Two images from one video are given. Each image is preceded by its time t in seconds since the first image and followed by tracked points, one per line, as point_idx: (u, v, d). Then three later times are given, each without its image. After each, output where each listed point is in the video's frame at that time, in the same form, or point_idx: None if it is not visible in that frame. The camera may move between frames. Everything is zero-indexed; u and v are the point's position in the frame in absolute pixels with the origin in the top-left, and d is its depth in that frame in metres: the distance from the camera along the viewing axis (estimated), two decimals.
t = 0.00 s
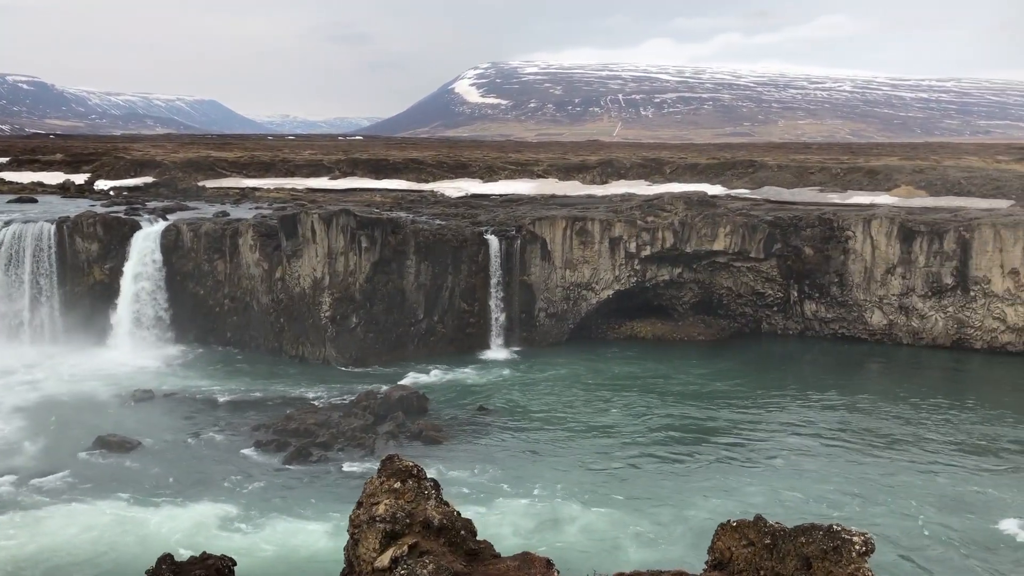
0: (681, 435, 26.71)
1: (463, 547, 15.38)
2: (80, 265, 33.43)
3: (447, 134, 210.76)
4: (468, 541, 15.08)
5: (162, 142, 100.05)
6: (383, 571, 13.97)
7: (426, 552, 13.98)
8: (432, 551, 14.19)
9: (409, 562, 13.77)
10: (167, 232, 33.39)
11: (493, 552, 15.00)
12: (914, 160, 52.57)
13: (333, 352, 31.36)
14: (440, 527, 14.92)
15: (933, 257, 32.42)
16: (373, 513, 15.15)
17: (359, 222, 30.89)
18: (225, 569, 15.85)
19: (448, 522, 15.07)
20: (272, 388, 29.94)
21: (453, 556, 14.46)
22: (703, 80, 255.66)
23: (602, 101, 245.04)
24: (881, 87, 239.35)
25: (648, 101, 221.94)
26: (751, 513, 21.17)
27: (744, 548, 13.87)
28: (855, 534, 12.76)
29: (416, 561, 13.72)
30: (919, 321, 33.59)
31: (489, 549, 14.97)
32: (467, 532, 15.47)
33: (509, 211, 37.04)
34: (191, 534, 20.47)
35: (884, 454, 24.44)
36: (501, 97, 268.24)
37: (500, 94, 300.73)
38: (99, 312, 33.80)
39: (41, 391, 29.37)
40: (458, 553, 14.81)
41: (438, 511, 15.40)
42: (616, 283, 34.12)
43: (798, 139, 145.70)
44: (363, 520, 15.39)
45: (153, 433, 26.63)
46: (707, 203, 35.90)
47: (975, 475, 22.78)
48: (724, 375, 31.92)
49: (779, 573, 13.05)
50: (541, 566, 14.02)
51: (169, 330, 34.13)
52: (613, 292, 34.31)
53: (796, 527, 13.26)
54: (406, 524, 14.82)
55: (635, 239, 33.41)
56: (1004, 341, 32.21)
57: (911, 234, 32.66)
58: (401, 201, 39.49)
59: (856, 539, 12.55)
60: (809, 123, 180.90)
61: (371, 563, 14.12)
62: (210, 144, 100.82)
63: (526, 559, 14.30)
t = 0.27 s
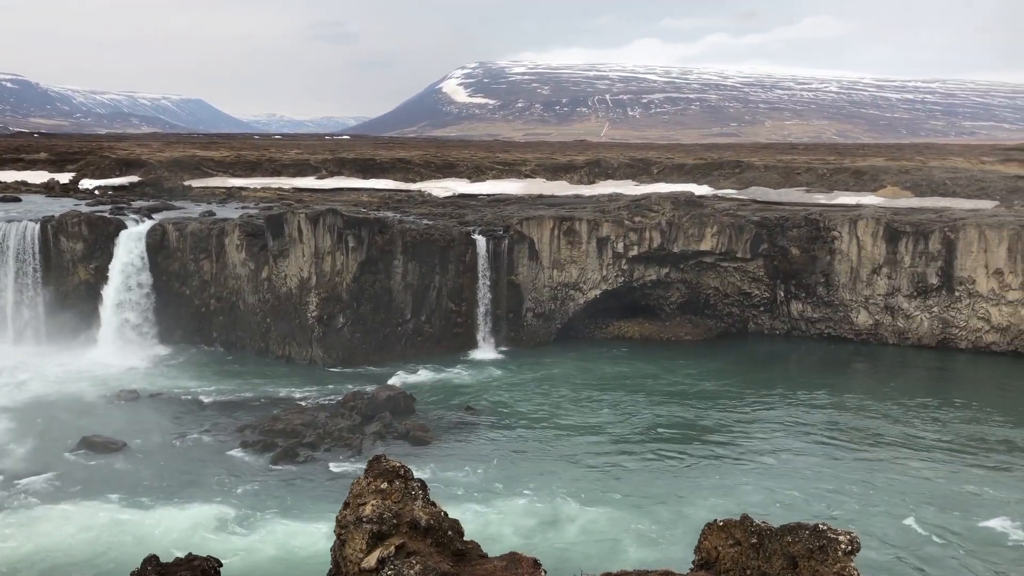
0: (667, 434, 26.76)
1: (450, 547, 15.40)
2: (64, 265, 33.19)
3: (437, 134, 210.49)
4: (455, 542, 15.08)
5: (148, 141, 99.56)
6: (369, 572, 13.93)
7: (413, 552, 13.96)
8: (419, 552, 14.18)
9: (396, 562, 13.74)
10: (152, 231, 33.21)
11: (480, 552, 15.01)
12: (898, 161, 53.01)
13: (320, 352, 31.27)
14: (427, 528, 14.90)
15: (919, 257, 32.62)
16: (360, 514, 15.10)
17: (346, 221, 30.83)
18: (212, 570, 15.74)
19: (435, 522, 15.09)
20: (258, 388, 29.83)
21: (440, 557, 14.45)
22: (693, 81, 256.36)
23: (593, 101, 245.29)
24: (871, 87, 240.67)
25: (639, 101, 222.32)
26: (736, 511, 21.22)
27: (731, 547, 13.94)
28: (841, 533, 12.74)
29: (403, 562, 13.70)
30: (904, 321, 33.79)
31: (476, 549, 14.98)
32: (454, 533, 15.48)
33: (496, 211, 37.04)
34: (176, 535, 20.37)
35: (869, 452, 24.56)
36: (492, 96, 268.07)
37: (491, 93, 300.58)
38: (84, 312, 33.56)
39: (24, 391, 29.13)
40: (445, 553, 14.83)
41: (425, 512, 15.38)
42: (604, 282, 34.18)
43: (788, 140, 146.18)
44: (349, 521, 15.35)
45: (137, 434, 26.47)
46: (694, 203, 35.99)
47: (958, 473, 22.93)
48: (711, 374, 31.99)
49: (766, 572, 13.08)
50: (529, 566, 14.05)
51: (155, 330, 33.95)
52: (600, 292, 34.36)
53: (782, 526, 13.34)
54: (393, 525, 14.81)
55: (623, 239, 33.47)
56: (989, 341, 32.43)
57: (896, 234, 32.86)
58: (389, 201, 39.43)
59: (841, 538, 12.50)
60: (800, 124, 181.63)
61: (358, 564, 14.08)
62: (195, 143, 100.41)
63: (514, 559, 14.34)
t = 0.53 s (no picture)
0: (664, 434, 26.75)
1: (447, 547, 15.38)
2: (61, 265, 33.12)
3: (434, 134, 210.33)
4: (452, 541, 15.05)
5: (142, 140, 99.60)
6: (367, 571, 13.91)
7: (411, 552, 13.93)
8: (416, 551, 14.14)
9: (394, 562, 13.72)
10: (149, 231, 33.17)
11: (477, 552, 14.98)
12: (895, 161, 53.11)
13: (317, 351, 31.23)
14: (424, 527, 14.88)
15: (915, 257, 32.65)
16: (358, 513, 15.07)
17: (343, 220, 30.78)
18: (208, 571, 15.74)
19: (432, 521, 15.07)
20: (255, 388, 29.81)
21: (437, 556, 14.42)
22: (691, 82, 256.49)
23: (591, 101, 245.34)
24: (869, 87, 240.93)
25: (637, 101, 222.40)
26: (732, 511, 21.19)
27: (728, 547, 13.85)
28: (838, 533, 12.74)
29: (401, 561, 13.67)
30: (901, 321, 33.84)
31: (473, 549, 14.95)
32: (452, 532, 15.45)
33: (493, 210, 37.02)
34: (171, 534, 20.32)
35: (866, 452, 24.57)
36: (490, 96, 268.02)
37: (490, 94, 300.62)
38: (80, 312, 33.51)
39: (19, 389, 29.03)
40: (442, 552, 14.81)
41: (423, 511, 15.35)
42: (601, 282, 34.18)
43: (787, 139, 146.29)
44: (346, 520, 15.33)
45: (133, 433, 26.40)
46: (691, 203, 36.00)
47: (955, 472, 22.94)
48: (708, 374, 31.98)
49: (763, 572, 13.03)
50: (526, 565, 14.00)
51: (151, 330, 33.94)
52: (597, 292, 34.37)
53: (779, 526, 13.30)
54: (390, 524, 14.77)
55: (620, 239, 33.48)
56: (985, 341, 32.47)
57: (893, 234, 32.90)
58: (385, 200, 39.43)
59: (839, 538, 12.50)
60: (798, 124, 181.66)
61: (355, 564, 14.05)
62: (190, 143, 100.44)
63: (511, 559, 14.29)
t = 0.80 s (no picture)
0: (670, 433, 26.69)
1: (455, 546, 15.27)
2: (69, 263, 33.25)
3: (440, 133, 210.53)
4: (459, 540, 14.98)
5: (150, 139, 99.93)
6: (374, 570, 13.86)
7: (418, 550, 13.87)
8: (423, 550, 14.07)
9: (401, 560, 13.65)
10: (157, 230, 33.26)
11: (484, 550, 14.90)
12: (903, 161, 52.87)
13: (324, 350, 31.27)
14: (431, 526, 14.81)
15: (923, 257, 32.55)
16: (365, 511, 15.03)
17: (350, 220, 30.79)
18: (215, 569, 15.61)
19: (439, 520, 15.00)
20: (262, 386, 29.88)
21: (444, 555, 14.36)
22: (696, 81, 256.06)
23: (597, 101, 245.13)
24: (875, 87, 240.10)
25: (643, 100, 222.13)
26: (739, 511, 21.10)
27: (735, 546, 13.64)
28: (845, 534, 12.69)
29: (408, 560, 13.60)
30: (908, 322, 33.75)
31: (480, 547, 14.87)
32: (459, 531, 15.38)
33: (500, 210, 37.03)
34: (176, 530, 20.31)
35: (874, 452, 24.47)
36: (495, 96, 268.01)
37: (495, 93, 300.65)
38: (89, 310, 33.64)
39: (26, 386, 29.10)
40: (450, 551, 14.69)
41: (430, 510, 15.29)
42: (608, 282, 34.15)
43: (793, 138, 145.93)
44: (354, 519, 15.29)
45: (140, 430, 26.43)
46: (698, 202, 35.96)
47: (963, 473, 22.83)
48: (715, 374, 31.93)
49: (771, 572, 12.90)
50: (534, 564, 13.93)
51: (159, 328, 34.03)
52: (604, 292, 34.34)
53: (787, 526, 13.21)
54: (398, 522, 14.76)
55: (627, 238, 33.44)
56: (994, 341, 32.35)
57: (901, 234, 32.79)
58: (392, 199, 39.49)
59: (846, 538, 12.45)
60: (804, 124, 181.15)
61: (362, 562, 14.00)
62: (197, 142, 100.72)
63: (519, 558, 14.22)
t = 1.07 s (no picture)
0: (685, 433, 26.55)
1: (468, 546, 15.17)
2: (86, 261, 33.45)
3: (450, 132, 211.00)
4: (473, 539, 14.87)
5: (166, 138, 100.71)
6: (387, 568, 13.79)
7: (432, 549, 13.78)
8: (437, 549, 13.99)
9: (414, 559, 13.57)
10: (173, 228, 33.38)
11: (498, 549, 14.78)
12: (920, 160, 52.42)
13: (339, 348, 31.30)
14: (445, 525, 14.72)
15: (940, 257, 32.29)
16: (379, 510, 14.97)
17: (365, 218, 30.76)
18: (230, 566, 15.61)
19: (453, 518, 14.91)
20: (277, 384, 29.97)
21: (458, 554, 14.25)
22: (708, 82, 255.32)
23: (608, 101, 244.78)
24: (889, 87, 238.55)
25: (654, 100, 221.47)
26: (754, 510, 20.95)
27: (750, 548, 13.42)
28: (862, 535, 12.46)
29: (421, 558, 13.52)
30: (925, 322, 33.50)
31: (494, 546, 14.75)
32: (473, 530, 15.28)
33: (514, 209, 37.00)
34: (188, 525, 20.37)
35: (891, 454, 24.24)
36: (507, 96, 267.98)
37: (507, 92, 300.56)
38: (106, 308, 33.84)
39: (43, 382, 29.29)
40: (463, 550, 14.58)
41: (444, 509, 15.20)
42: (622, 281, 34.05)
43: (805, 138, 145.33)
44: (368, 517, 15.24)
45: (155, 426, 26.54)
46: (713, 202, 35.81)
47: (980, 476, 22.57)
48: (729, 374, 31.77)
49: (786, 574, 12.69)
50: (547, 563, 13.81)
51: (174, 326, 34.17)
52: (618, 291, 34.25)
53: (802, 527, 13.00)
54: (411, 520, 14.74)
55: (641, 237, 33.31)
56: (1012, 343, 32.08)
57: (918, 234, 32.54)
58: (407, 198, 39.56)
59: (862, 539, 12.28)
60: (816, 124, 180.24)
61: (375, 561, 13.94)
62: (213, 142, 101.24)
63: (532, 557, 14.10)
